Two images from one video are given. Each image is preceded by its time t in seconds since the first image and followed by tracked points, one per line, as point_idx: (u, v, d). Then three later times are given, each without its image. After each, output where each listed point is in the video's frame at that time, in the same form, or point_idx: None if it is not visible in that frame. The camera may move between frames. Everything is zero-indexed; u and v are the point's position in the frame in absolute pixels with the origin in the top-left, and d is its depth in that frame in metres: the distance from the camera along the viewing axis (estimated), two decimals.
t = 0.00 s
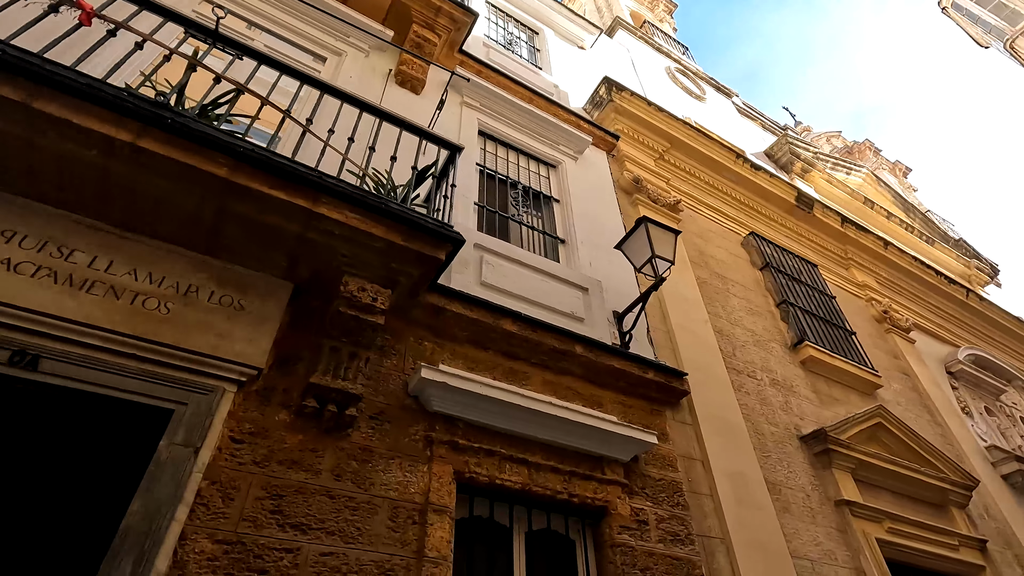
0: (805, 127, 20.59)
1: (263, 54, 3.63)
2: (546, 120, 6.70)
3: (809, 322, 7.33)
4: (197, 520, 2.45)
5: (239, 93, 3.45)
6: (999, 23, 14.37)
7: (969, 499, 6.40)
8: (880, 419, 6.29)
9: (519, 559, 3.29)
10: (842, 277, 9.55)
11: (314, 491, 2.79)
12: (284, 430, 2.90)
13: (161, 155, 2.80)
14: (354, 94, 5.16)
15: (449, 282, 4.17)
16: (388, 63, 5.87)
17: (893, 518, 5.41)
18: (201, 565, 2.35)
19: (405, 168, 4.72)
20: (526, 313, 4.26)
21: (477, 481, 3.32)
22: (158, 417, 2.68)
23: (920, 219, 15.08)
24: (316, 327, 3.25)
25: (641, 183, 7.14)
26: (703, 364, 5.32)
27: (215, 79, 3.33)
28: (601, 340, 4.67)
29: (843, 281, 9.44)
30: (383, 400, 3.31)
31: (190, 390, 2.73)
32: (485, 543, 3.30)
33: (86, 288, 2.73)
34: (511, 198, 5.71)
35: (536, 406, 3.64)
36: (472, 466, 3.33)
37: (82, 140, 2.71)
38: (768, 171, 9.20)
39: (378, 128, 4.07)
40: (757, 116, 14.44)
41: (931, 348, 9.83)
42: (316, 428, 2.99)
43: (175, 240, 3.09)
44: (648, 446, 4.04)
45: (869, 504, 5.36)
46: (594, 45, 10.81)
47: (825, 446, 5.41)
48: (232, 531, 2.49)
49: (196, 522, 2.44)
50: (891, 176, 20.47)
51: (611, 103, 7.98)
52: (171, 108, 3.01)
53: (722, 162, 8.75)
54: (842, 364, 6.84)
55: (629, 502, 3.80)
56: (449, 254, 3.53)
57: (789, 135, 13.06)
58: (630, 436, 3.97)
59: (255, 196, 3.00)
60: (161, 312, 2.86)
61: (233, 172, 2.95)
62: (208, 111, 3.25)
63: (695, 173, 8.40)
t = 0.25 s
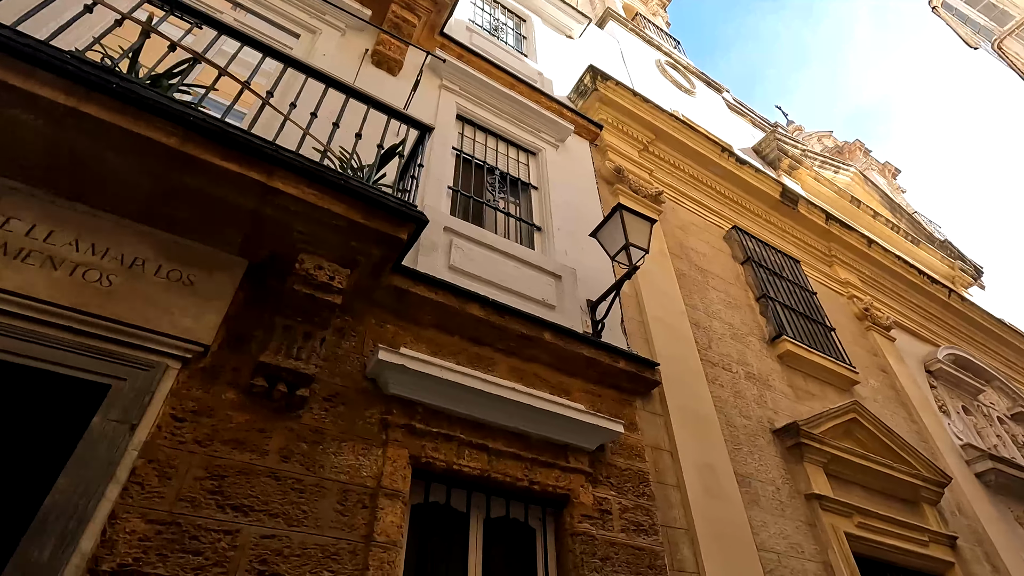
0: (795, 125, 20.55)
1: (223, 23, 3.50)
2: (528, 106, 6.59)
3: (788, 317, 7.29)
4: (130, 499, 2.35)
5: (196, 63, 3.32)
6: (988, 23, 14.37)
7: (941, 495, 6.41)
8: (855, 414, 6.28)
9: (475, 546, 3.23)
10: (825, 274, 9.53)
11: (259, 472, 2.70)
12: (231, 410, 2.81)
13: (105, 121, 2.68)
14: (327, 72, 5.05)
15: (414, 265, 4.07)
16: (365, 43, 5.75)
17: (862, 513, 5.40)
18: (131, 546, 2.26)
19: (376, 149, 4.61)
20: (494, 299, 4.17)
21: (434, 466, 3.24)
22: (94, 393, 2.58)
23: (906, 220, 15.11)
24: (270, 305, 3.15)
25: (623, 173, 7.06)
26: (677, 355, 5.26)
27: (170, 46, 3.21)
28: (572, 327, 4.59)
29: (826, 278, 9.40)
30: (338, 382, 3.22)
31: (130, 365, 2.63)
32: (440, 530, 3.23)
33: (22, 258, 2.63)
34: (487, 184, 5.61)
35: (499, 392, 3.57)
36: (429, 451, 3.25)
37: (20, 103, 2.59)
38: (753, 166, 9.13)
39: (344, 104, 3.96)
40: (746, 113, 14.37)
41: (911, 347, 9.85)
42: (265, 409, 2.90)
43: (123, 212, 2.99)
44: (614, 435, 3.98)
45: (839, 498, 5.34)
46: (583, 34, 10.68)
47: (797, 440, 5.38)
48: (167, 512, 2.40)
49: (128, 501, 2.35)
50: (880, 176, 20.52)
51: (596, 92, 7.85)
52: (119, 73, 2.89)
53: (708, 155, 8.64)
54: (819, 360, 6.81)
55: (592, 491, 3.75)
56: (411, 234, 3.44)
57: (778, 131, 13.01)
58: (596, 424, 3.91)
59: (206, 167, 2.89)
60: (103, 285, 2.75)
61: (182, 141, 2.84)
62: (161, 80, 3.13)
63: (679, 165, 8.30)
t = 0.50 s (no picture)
0: (791, 122, 20.45)
1: None
2: (515, 91, 6.48)
3: (774, 309, 7.23)
4: (71, 470, 2.28)
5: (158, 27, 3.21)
6: (982, 20, 14.34)
7: (921, 490, 6.39)
8: (837, 407, 6.23)
9: (439, 528, 3.17)
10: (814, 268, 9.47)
11: (212, 447, 2.63)
12: (185, 383, 2.73)
13: (56, 80, 2.57)
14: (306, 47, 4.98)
15: (387, 243, 3.97)
16: (347, 21, 5.65)
17: (841, 505, 5.37)
18: (68, 517, 2.19)
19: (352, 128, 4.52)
20: (469, 280, 4.09)
21: (398, 446, 3.17)
22: (40, 361, 2.51)
23: (898, 219, 15.10)
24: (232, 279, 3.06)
25: (610, 161, 6.97)
26: (657, 344, 5.19)
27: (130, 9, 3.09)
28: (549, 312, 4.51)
29: (815, 273, 9.31)
30: (301, 358, 3.15)
31: (78, 334, 2.56)
32: (403, 511, 3.16)
33: None
34: (469, 167, 5.53)
35: (467, 373, 3.49)
36: (393, 430, 3.18)
37: None
38: (743, 158, 9.04)
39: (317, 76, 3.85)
40: (741, 107, 14.28)
41: (898, 344, 9.82)
42: (222, 383, 2.82)
43: (79, 177, 2.90)
44: (586, 420, 3.92)
45: (818, 490, 5.30)
46: (576, 23, 10.55)
47: (777, 431, 5.33)
48: (110, 483, 2.33)
49: (69, 472, 2.27)
50: (875, 176, 20.47)
51: (585, 80, 7.76)
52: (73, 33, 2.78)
53: (698, 146, 8.54)
54: (803, 353, 6.76)
55: (563, 476, 3.68)
56: (380, 209, 3.35)
57: (771, 126, 12.93)
58: (568, 409, 3.85)
59: (163, 133, 2.79)
60: (52, 251, 2.66)
61: (139, 105, 2.74)
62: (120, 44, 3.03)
63: (669, 155, 8.20)
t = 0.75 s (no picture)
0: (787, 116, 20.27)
1: None
2: (498, 73, 6.34)
3: (762, 300, 7.11)
4: None
5: None
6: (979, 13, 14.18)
7: (906, 484, 6.30)
8: (823, 400, 6.13)
9: (398, 514, 3.06)
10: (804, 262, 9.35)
11: (154, 426, 2.51)
12: (127, 359, 2.61)
13: None
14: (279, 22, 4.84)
15: (354, 222, 3.84)
16: None
17: (823, 498, 5.28)
18: None
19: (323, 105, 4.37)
20: (439, 262, 3.97)
21: (356, 429, 3.05)
22: None
23: (892, 214, 14.98)
24: (183, 253, 2.93)
25: (596, 147, 6.83)
26: (637, 332, 5.08)
27: None
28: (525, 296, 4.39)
29: (805, 266, 9.19)
30: (256, 337, 3.03)
31: (12, 305, 2.46)
32: (361, 496, 3.05)
33: None
34: (448, 149, 5.40)
35: (433, 355, 3.38)
36: (351, 413, 3.07)
37: None
38: (734, 148, 8.90)
39: (282, 48, 3.71)
40: (736, 100, 14.11)
41: (889, 339, 9.72)
42: (168, 360, 2.70)
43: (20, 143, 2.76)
44: (558, 406, 3.81)
45: (800, 482, 5.21)
46: (568, 10, 10.37)
47: (758, 422, 5.23)
48: (38, 462, 2.21)
49: None
50: (871, 172, 20.34)
51: (573, 65, 7.63)
52: None
53: (688, 135, 8.40)
54: (790, 344, 6.65)
55: (531, 463, 3.58)
56: (342, 183, 3.22)
57: (766, 119, 12.78)
58: (539, 394, 3.74)
59: (108, 96, 2.65)
60: None
61: (81, 66, 2.59)
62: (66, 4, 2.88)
63: (658, 144, 8.06)
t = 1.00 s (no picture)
0: (784, 112, 20.15)
1: None
2: (484, 56, 6.22)
3: (749, 291, 7.03)
4: None
5: None
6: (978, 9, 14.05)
7: (889, 477, 6.25)
8: (807, 391, 6.06)
9: (359, 495, 2.99)
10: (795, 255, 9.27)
11: (99, 397, 2.42)
12: (75, 328, 2.52)
13: None
14: None
15: (324, 197, 3.75)
16: None
17: (803, 489, 5.22)
18: None
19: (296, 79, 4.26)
20: (411, 240, 3.88)
21: (317, 406, 2.98)
22: None
23: (887, 211, 14.91)
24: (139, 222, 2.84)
25: (583, 133, 6.74)
26: (617, 318, 5.00)
27: None
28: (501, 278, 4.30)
29: (795, 259, 9.12)
30: (215, 310, 2.94)
31: None
32: (321, 476, 2.98)
33: None
34: (429, 129, 5.28)
35: (399, 334, 3.29)
36: (312, 390, 2.99)
37: None
38: (725, 139, 8.81)
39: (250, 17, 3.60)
40: (732, 92, 13.99)
41: (878, 333, 9.66)
42: (119, 331, 2.62)
43: None
44: (530, 388, 3.73)
45: (780, 473, 5.15)
46: None
47: (739, 411, 5.16)
48: None
49: None
50: (867, 169, 20.23)
51: (562, 50, 7.55)
52: None
53: (678, 124, 8.31)
54: (775, 335, 6.58)
55: (501, 445, 3.51)
56: (306, 154, 3.13)
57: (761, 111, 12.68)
58: (511, 376, 3.67)
59: (56, 57, 2.55)
60: None
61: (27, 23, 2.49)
62: None
63: (648, 132, 7.97)
